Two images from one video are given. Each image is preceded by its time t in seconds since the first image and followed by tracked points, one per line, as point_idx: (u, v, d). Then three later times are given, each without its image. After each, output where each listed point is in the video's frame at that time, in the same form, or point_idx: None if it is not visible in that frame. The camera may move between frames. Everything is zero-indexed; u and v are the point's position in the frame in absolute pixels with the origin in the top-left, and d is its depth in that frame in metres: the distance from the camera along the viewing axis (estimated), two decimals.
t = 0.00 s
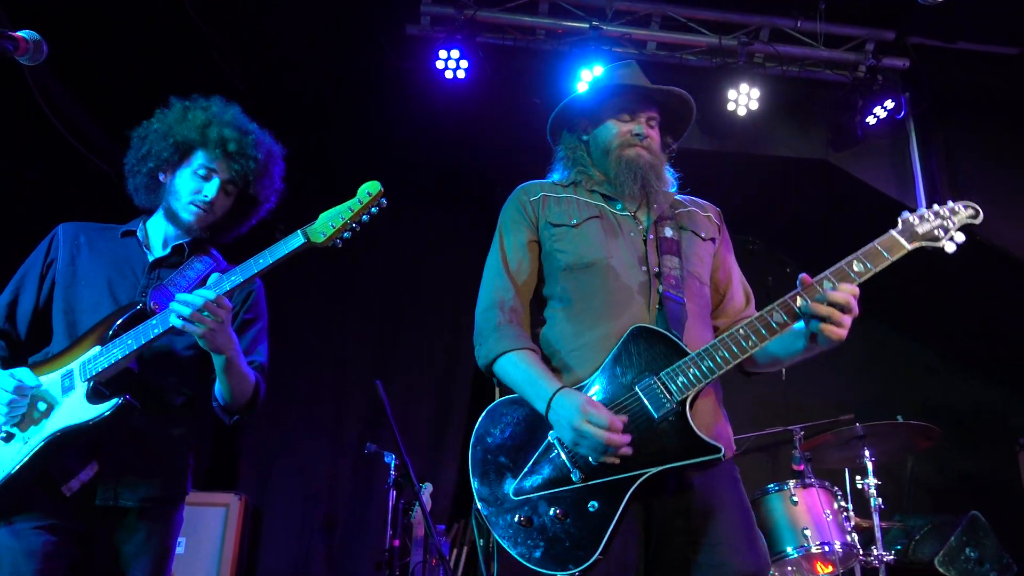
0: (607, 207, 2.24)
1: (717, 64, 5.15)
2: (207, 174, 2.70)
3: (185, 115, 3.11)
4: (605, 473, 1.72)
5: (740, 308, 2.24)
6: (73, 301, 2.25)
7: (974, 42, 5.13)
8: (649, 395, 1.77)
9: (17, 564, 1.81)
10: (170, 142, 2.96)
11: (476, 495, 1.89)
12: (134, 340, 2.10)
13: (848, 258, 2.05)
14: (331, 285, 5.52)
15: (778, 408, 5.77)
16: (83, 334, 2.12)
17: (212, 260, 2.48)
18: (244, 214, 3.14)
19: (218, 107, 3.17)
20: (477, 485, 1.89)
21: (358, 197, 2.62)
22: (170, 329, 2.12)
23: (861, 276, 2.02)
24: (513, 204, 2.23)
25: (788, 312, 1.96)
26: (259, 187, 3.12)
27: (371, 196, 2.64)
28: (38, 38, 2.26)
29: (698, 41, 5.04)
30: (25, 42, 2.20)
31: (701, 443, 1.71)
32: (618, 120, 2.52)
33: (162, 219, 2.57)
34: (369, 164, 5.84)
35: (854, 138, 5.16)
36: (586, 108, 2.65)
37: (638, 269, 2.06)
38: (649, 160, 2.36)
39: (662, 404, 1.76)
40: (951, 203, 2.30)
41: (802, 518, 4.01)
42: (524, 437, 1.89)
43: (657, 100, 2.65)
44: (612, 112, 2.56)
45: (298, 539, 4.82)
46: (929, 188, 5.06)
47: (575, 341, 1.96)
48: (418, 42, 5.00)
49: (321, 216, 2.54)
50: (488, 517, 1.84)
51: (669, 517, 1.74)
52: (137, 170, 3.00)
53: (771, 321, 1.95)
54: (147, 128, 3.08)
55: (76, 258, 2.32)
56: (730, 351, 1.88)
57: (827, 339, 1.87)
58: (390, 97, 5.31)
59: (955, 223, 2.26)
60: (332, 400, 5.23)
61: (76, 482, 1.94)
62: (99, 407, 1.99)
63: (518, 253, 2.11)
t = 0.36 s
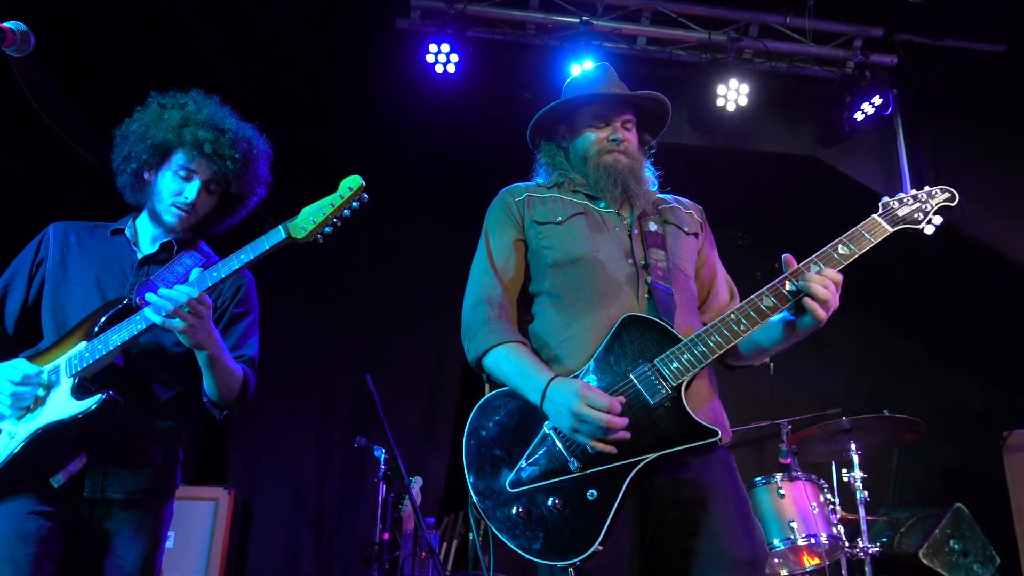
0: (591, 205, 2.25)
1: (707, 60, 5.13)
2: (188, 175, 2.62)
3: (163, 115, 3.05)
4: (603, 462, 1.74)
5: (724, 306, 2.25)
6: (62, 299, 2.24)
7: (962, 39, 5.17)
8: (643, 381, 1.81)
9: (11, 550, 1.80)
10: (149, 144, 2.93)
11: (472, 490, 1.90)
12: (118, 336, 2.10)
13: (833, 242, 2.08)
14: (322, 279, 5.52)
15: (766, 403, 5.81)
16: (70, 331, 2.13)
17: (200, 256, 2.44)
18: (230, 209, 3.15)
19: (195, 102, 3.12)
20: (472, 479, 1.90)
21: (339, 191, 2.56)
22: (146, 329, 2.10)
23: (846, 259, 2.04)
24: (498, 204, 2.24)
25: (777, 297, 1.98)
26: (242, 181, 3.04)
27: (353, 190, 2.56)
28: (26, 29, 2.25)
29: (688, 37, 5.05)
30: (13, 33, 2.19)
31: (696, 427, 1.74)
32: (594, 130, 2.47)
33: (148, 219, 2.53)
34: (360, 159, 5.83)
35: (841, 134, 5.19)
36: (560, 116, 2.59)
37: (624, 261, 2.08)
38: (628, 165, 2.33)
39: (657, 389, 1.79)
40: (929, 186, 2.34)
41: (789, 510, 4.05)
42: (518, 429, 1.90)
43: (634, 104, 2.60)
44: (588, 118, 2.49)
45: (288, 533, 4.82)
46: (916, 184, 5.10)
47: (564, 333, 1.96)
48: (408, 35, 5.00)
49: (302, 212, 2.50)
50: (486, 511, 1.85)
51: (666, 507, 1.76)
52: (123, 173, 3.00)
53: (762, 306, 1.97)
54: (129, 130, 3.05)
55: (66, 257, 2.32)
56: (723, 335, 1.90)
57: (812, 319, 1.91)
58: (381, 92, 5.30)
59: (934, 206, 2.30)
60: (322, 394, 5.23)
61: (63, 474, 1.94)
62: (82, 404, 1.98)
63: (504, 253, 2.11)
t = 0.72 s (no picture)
0: (584, 199, 2.25)
1: (700, 57, 5.16)
2: (186, 159, 2.64)
3: (161, 100, 3.05)
4: (590, 458, 1.75)
5: (712, 301, 2.28)
6: (54, 288, 2.22)
7: (953, 39, 5.20)
8: (633, 380, 1.82)
9: (14, 540, 1.78)
10: (147, 128, 2.91)
11: (458, 482, 1.89)
12: (114, 327, 2.07)
13: (825, 249, 2.10)
14: (314, 274, 5.51)
15: (757, 399, 5.85)
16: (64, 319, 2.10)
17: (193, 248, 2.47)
18: (229, 200, 3.06)
19: (193, 91, 3.14)
20: (459, 472, 1.89)
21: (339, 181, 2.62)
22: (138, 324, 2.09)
23: (837, 267, 2.07)
24: (491, 194, 2.24)
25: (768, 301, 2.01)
26: (240, 169, 3.05)
27: (352, 181, 2.63)
28: (17, 20, 2.24)
29: (681, 34, 5.07)
30: (4, 24, 2.18)
31: (685, 428, 1.76)
32: (590, 115, 2.50)
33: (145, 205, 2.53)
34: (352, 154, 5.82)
35: (833, 132, 5.22)
36: (557, 103, 2.62)
37: (616, 258, 2.09)
38: (624, 153, 2.36)
39: (646, 389, 1.81)
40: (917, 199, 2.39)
41: (778, 506, 4.08)
42: (507, 423, 1.90)
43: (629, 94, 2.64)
44: (586, 105, 2.53)
45: (279, 528, 4.81)
46: (907, 183, 5.13)
47: (555, 328, 1.97)
48: (401, 30, 4.99)
49: (301, 203, 2.54)
50: (473, 503, 1.84)
51: (650, 505, 1.77)
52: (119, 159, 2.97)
53: (753, 312, 1.99)
54: (125, 116, 3.04)
55: (59, 245, 2.30)
56: (713, 336, 1.92)
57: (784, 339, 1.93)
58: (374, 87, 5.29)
59: (922, 218, 2.36)
60: (314, 389, 5.22)
61: (59, 467, 1.93)
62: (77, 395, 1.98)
63: (497, 244, 2.11)
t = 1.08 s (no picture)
0: (582, 199, 2.25)
1: (696, 56, 5.21)
2: (168, 137, 2.49)
3: (135, 74, 2.89)
4: (587, 456, 1.75)
5: (706, 304, 2.28)
6: (41, 278, 2.14)
7: (947, 37, 5.27)
8: (630, 379, 1.82)
9: None
10: (123, 106, 2.76)
11: (455, 479, 1.90)
12: (115, 320, 2.02)
13: (820, 252, 2.10)
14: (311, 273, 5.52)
15: (752, 398, 5.86)
16: (57, 311, 2.04)
17: (183, 229, 2.40)
18: (215, 174, 2.90)
19: (170, 62, 2.97)
20: (456, 468, 1.90)
21: (349, 166, 2.49)
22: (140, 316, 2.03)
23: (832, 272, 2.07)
24: (489, 193, 2.23)
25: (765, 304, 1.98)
26: (225, 143, 2.91)
27: (365, 165, 2.50)
28: (16, 15, 2.23)
29: (678, 33, 5.08)
30: (3, 19, 2.17)
31: (681, 427, 1.76)
32: (586, 118, 2.48)
33: (128, 186, 2.42)
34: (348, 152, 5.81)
35: (828, 132, 5.23)
36: (554, 104, 2.60)
37: (613, 258, 2.09)
38: (620, 157, 2.35)
39: (643, 388, 1.81)
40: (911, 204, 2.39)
41: (773, 504, 4.09)
42: (504, 421, 1.90)
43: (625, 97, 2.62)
44: (581, 108, 2.52)
45: (275, 527, 4.81)
46: (901, 182, 5.16)
47: (553, 327, 1.97)
48: (397, 28, 4.98)
49: (312, 186, 2.38)
50: (469, 500, 1.85)
51: (646, 502, 1.78)
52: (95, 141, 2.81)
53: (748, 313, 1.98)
54: (98, 95, 2.87)
55: (42, 231, 2.21)
56: (709, 337, 1.92)
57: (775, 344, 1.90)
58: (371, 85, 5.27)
59: (916, 222, 2.36)
60: (310, 388, 5.21)
61: (55, 472, 1.87)
62: (82, 392, 1.91)
63: (495, 243, 2.10)
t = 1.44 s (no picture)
0: (582, 203, 2.25)
1: (696, 57, 5.23)
2: (128, 119, 2.41)
3: (82, 52, 2.75)
4: (584, 457, 1.75)
5: (699, 311, 2.25)
6: (11, 266, 2.07)
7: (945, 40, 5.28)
8: (629, 381, 1.82)
9: None
10: (75, 90, 2.63)
11: (451, 477, 1.89)
12: (94, 314, 1.95)
13: (819, 259, 2.16)
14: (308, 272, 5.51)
15: (750, 399, 5.86)
16: (31, 302, 1.95)
17: (157, 214, 2.32)
18: (187, 151, 2.81)
19: (116, 37, 2.81)
20: (453, 466, 1.89)
21: (349, 155, 2.48)
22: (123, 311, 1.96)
23: (831, 277, 2.13)
24: (491, 194, 2.22)
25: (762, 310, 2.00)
26: (192, 119, 2.79)
27: (365, 154, 2.49)
28: (17, 12, 2.24)
29: (678, 34, 5.09)
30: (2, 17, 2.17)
31: (678, 430, 1.77)
32: (587, 126, 2.48)
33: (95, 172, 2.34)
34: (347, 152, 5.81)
35: (828, 132, 5.23)
36: (554, 110, 2.59)
37: (613, 261, 2.09)
38: (620, 163, 2.34)
39: (642, 390, 1.81)
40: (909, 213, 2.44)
41: (772, 505, 4.10)
42: (502, 419, 1.89)
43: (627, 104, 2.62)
44: (581, 115, 2.51)
45: (272, 527, 4.79)
46: (901, 183, 5.15)
47: (553, 328, 1.96)
48: (397, 27, 4.96)
49: (308, 175, 2.37)
50: (466, 498, 1.84)
51: (643, 503, 1.77)
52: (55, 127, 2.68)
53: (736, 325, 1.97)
54: (48, 79, 2.73)
55: (8, 217, 2.16)
56: (708, 340, 1.92)
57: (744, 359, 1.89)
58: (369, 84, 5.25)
59: (914, 232, 2.41)
60: (307, 387, 5.21)
61: (29, 470, 1.80)
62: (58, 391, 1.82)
63: (496, 244, 2.09)
